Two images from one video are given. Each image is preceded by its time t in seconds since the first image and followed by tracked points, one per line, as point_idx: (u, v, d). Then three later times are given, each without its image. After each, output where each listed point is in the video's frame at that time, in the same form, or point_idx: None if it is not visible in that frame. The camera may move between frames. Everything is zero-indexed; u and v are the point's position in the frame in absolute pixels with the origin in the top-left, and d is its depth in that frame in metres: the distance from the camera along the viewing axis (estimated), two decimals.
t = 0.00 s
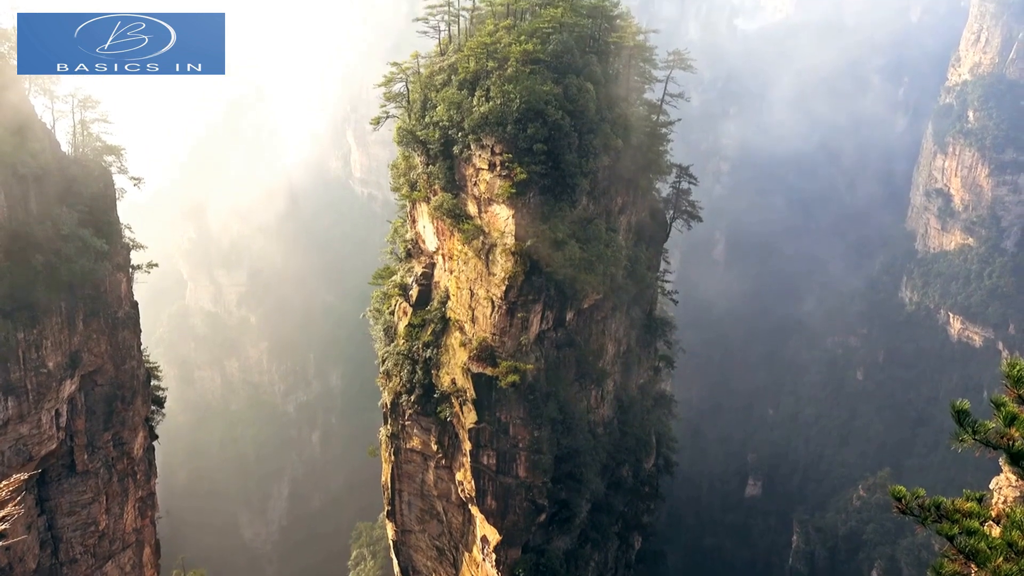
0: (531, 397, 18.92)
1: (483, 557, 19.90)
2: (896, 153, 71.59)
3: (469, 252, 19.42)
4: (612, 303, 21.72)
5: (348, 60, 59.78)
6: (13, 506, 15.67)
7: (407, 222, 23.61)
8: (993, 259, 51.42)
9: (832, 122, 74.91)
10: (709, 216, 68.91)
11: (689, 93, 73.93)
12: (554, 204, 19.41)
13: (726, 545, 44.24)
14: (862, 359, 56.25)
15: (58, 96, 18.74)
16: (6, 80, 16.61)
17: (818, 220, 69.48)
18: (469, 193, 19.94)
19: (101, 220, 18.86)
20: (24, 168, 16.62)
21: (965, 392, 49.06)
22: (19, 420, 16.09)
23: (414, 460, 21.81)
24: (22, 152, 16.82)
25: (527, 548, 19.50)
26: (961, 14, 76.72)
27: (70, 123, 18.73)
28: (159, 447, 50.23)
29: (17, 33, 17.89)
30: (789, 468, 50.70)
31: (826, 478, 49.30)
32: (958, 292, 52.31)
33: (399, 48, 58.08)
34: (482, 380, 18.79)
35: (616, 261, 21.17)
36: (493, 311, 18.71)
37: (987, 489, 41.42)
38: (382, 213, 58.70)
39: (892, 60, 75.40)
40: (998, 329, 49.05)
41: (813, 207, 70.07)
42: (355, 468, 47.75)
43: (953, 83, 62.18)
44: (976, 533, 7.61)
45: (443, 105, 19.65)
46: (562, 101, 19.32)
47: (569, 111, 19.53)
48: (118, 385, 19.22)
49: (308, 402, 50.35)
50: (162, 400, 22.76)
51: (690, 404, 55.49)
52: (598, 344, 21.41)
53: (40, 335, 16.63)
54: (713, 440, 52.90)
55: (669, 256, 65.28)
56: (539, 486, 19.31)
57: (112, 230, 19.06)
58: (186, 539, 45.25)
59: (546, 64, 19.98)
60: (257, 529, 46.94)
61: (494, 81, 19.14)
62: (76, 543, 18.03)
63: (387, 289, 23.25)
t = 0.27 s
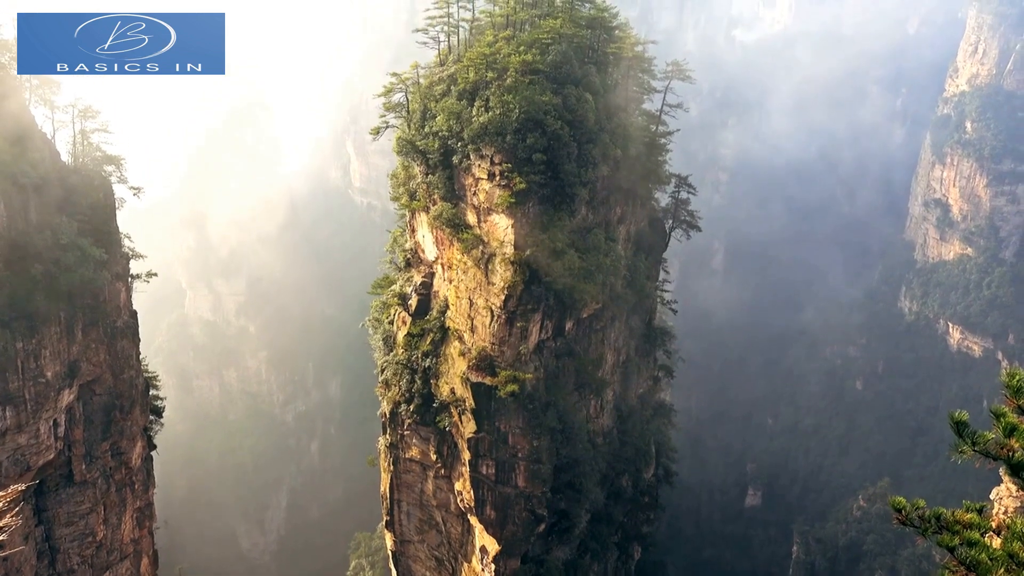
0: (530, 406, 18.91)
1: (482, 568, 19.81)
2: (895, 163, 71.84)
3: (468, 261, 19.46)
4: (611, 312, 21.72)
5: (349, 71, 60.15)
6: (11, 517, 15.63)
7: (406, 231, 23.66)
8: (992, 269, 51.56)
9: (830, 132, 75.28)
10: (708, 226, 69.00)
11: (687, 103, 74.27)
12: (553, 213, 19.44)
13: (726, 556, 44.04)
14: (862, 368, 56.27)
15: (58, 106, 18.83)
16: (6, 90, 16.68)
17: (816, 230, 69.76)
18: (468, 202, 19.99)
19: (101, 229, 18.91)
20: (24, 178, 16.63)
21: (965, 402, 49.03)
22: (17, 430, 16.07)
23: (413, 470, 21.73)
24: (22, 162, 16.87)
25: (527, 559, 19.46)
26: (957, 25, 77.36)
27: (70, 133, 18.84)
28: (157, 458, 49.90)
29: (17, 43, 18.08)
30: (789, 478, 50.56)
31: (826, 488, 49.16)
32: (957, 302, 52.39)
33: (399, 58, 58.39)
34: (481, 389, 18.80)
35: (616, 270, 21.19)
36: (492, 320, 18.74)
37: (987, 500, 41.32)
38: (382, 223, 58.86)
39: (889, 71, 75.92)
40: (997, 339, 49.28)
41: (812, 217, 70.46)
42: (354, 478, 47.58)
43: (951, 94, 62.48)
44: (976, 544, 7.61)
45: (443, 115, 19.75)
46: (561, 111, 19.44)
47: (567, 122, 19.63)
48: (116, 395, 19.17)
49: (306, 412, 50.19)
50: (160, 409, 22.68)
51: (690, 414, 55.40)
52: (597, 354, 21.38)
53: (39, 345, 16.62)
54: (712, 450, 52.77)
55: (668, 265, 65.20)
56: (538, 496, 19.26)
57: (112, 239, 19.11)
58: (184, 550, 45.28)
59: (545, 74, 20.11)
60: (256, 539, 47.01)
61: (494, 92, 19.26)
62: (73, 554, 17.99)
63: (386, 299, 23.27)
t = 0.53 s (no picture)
0: (529, 414, 18.89)
1: None
2: (895, 169, 71.95)
3: (468, 268, 19.47)
4: (610, 319, 21.72)
5: (349, 78, 60.40)
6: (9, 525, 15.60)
7: (405, 239, 23.69)
8: (991, 275, 51.68)
9: (829, 139, 75.63)
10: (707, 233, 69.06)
11: (687, 111, 74.66)
12: (552, 221, 19.45)
13: (726, 564, 43.84)
14: (861, 375, 56.23)
15: (58, 113, 18.92)
16: (7, 97, 16.76)
17: (814, 236, 70.00)
18: (467, 210, 20.02)
19: (100, 237, 18.94)
20: (23, 185, 16.66)
21: (965, 409, 49.01)
22: (15, 437, 16.06)
23: (412, 478, 21.68)
24: (22, 169, 16.89)
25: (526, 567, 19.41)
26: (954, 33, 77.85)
27: (70, 140, 18.92)
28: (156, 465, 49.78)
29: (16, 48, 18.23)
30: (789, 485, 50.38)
31: (826, 495, 49.01)
32: (957, 308, 52.46)
33: (399, 66, 58.60)
34: (480, 397, 18.78)
35: (615, 277, 21.19)
36: (492, 328, 18.74)
37: (988, 507, 41.24)
38: (381, 231, 58.87)
39: (887, 78, 76.38)
40: (997, 345, 49.32)
41: (810, 224, 70.74)
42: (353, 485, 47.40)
43: (949, 100, 62.72)
44: (977, 552, 7.60)
45: (442, 123, 19.83)
46: (560, 119, 19.51)
47: (566, 129, 19.70)
48: (116, 402, 19.14)
49: (305, 419, 50.10)
50: (159, 416, 22.61)
51: (689, 421, 55.32)
52: (596, 361, 21.36)
53: (37, 352, 16.60)
54: (712, 457, 52.64)
55: (667, 272, 65.04)
56: (538, 504, 19.23)
57: (111, 247, 19.13)
58: (182, 558, 45.11)
59: (544, 82, 20.19)
60: (254, 547, 46.79)
61: (493, 99, 19.34)
62: (71, 562, 17.94)
63: (385, 307, 23.29)
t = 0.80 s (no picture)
0: (528, 424, 18.87)
1: None
2: (894, 180, 72.23)
3: (467, 278, 19.51)
4: (610, 330, 21.72)
5: (348, 88, 60.66)
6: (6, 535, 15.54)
7: (404, 249, 23.73)
8: (990, 286, 51.85)
9: (828, 149, 76.02)
10: (706, 243, 69.12)
11: (685, 121, 75.22)
12: (551, 231, 19.48)
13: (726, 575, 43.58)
14: (861, 386, 56.18)
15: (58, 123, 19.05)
16: (6, 106, 16.82)
17: (812, 247, 70.20)
18: (466, 220, 20.07)
19: (100, 246, 18.99)
20: (22, 194, 16.68)
21: (964, 419, 48.96)
22: (13, 447, 16.02)
23: (411, 488, 21.61)
24: (22, 178, 16.94)
25: None
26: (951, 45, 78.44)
27: (71, 150, 19.01)
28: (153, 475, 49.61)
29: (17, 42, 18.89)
30: (789, 496, 50.16)
31: (826, 506, 48.82)
32: (955, 319, 52.56)
33: (398, 76, 58.90)
34: (480, 407, 18.77)
35: (615, 287, 21.21)
36: (491, 337, 18.76)
37: (988, 518, 41.11)
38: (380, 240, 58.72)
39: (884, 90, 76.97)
40: (996, 356, 49.46)
41: (809, 234, 71.01)
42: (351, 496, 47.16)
43: (947, 112, 63.03)
44: (978, 564, 7.60)
45: (441, 133, 19.95)
46: (559, 130, 19.63)
47: (565, 140, 19.82)
48: (114, 412, 19.10)
49: (304, 429, 49.95)
50: (158, 427, 22.56)
51: (689, 431, 55.20)
52: (596, 372, 21.34)
53: (36, 362, 16.58)
54: (711, 467, 52.46)
55: (666, 283, 64.89)
56: (537, 515, 19.21)
57: (110, 256, 19.17)
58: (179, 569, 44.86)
59: (543, 93, 20.30)
60: (251, 558, 46.52)
61: (492, 110, 19.46)
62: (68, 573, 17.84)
63: (384, 316, 23.31)
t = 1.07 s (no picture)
0: (527, 434, 18.87)
1: None
2: (892, 189, 72.49)
3: (467, 288, 19.54)
4: (608, 339, 21.72)
5: (348, 98, 60.93)
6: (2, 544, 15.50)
7: (403, 258, 23.76)
8: (989, 295, 51.98)
9: (826, 159, 76.37)
10: (705, 253, 69.12)
11: (684, 132, 75.71)
12: (550, 240, 19.47)
13: None
14: (860, 396, 56.10)
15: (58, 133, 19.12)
16: (6, 115, 16.89)
17: (810, 257, 70.39)
18: (465, 229, 20.12)
19: (99, 255, 19.02)
20: (22, 204, 16.70)
21: (964, 430, 48.90)
22: (9, 457, 16.00)
23: (409, 498, 21.54)
24: (21, 187, 16.98)
25: None
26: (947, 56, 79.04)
27: (70, 159, 19.05)
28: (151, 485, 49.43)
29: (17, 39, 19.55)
30: (789, 506, 49.95)
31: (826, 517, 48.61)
32: (954, 328, 52.63)
33: (398, 87, 59.23)
34: (478, 417, 18.78)
35: (613, 296, 21.22)
36: (490, 347, 18.76)
37: (988, 528, 40.96)
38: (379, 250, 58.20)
39: (882, 100, 77.56)
40: (995, 366, 49.51)
41: (807, 244, 71.19)
42: (349, 506, 46.91)
43: (945, 122, 63.32)
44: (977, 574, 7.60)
45: (441, 144, 20.07)
46: (558, 139, 19.71)
47: (564, 150, 19.91)
48: (112, 421, 19.06)
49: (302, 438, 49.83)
50: (156, 437, 22.51)
51: (688, 441, 55.06)
52: (594, 382, 21.31)
53: (33, 371, 16.55)
54: (711, 478, 52.28)
55: (665, 293, 64.79)
56: (535, 525, 19.21)
57: (109, 266, 19.19)
58: None
59: (542, 103, 20.39)
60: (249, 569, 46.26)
61: (491, 120, 19.56)
62: None
63: (383, 326, 23.33)
